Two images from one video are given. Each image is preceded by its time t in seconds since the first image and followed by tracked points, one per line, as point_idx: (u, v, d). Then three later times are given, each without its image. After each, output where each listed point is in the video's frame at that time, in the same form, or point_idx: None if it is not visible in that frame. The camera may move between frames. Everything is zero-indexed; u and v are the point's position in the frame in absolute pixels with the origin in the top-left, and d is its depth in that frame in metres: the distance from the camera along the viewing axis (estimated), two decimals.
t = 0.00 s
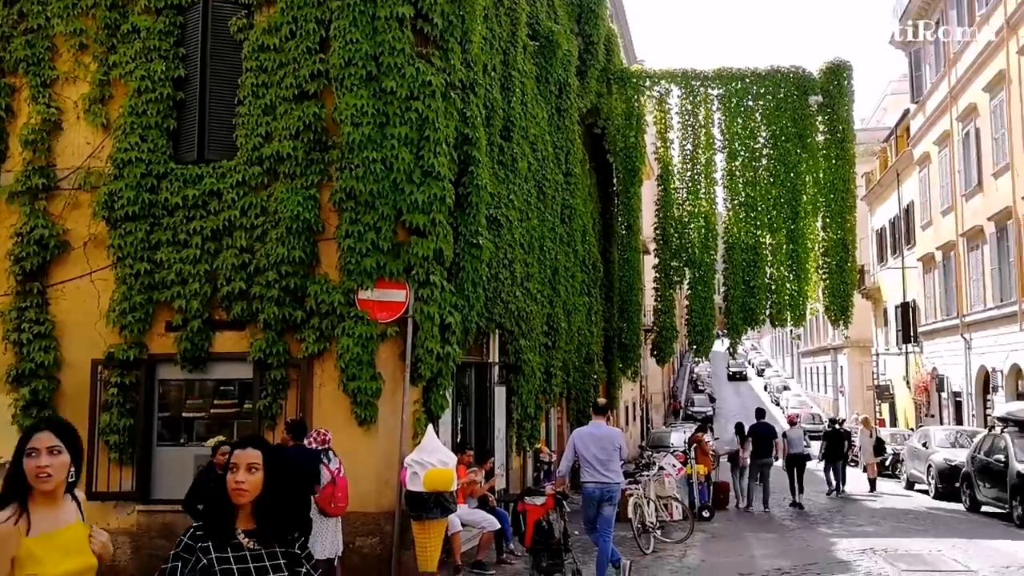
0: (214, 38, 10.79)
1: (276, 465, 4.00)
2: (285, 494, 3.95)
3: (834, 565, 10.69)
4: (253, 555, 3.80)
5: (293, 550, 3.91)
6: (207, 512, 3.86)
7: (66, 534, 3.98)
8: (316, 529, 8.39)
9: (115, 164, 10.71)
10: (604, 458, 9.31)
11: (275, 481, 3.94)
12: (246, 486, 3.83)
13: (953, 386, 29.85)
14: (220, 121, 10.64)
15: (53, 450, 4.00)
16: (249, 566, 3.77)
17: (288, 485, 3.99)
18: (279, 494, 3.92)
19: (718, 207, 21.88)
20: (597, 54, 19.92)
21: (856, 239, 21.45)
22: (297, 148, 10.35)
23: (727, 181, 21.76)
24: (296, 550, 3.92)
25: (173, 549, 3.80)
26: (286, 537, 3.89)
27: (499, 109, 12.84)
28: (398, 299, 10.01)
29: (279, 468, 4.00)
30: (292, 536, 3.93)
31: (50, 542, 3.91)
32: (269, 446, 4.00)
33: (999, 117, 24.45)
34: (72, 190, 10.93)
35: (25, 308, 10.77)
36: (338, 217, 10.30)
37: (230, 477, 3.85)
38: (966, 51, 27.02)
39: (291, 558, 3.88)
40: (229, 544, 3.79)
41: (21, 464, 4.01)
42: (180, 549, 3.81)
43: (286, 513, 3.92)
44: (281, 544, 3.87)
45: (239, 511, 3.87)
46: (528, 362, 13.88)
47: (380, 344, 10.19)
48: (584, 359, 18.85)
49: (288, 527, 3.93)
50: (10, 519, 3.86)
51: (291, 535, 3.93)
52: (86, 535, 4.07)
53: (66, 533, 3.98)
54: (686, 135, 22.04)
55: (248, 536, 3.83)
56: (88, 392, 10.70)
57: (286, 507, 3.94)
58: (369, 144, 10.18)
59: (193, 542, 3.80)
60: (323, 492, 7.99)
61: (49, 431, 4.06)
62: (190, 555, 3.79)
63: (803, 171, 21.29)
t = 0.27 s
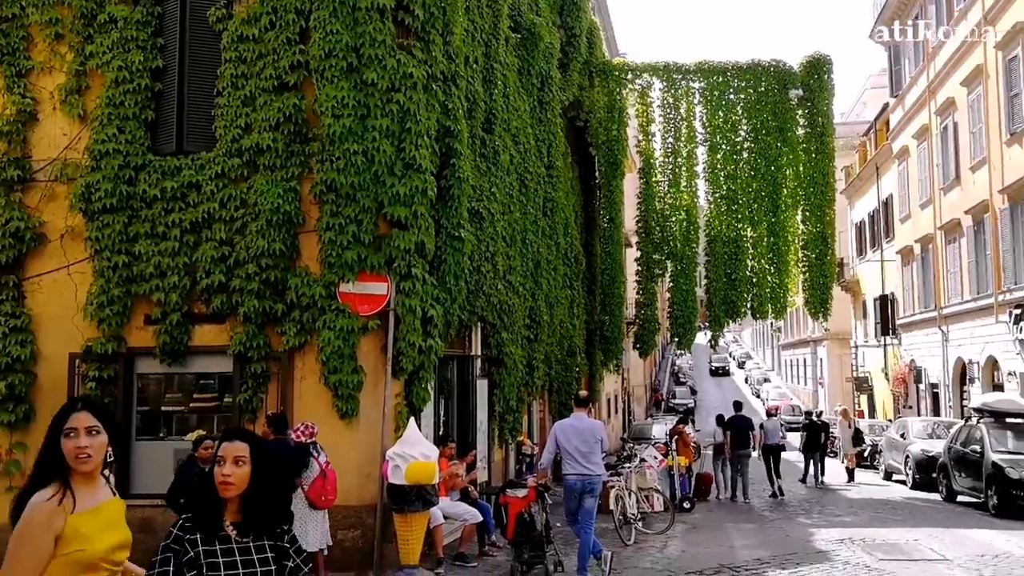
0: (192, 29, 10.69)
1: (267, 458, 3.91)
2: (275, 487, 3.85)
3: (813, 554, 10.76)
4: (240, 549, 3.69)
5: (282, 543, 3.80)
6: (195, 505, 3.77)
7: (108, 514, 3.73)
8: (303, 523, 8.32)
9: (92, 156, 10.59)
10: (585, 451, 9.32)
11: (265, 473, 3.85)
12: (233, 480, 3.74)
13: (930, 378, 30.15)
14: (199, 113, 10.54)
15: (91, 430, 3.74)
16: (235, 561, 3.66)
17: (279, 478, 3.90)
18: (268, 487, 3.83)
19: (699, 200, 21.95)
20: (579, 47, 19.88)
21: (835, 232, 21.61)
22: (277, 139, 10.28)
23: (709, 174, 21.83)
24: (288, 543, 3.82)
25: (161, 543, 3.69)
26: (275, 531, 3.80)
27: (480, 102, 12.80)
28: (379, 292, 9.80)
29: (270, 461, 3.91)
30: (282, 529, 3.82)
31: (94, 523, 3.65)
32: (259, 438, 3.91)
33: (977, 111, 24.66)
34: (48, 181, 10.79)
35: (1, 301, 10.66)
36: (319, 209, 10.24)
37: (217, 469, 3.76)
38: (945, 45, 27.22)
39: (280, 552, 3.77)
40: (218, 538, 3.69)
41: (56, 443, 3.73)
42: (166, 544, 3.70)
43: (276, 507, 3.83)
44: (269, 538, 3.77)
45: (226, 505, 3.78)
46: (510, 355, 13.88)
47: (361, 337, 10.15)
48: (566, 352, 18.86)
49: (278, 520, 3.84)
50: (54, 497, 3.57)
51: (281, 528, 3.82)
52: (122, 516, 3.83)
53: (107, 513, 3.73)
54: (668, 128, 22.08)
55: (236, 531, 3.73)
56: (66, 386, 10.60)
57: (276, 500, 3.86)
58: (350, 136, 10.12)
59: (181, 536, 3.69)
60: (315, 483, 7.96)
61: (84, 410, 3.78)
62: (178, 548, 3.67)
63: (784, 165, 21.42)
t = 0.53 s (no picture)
0: (168, 19, 10.58)
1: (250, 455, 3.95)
2: (257, 484, 3.90)
3: (790, 546, 10.84)
4: (225, 543, 3.69)
5: (264, 537, 3.81)
6: (179, 501, 3.75)
7: (142, 512, 3.73)
8: (290, 516, 8.22)
9: (66, 147, 10.46)
10: (564, 444, 9.33)
11: (249, 469, 3.89)
12: (219, 475, 3.76)
13: (906, 371, 30.46)
14: (175, 104, 10.45)
15: (141, 424, 3.75)
16: (221, 555, 3.65)
17: (261, 475, 3.95)
18: (250, 483, 3.87)
19: (678, 194, 22.01)
20: (559, 41, 19.85)
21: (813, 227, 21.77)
22: (255, 132, 10.19)
23: (688, 168, 21.90)
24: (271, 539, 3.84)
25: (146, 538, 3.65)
26: (258, 525, 3.82)
27: (461, 95, 12.75)
28: (358, 286, 9.87)
29: (252, 457, 3.95)
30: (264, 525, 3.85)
31: (127, 522, 3.64)
32: (242, 436, 3.95)
33: (952, 107, 24.89)
34: (21, 173, 10.65)
35: None
36: (297, 202, 10.17)
37: (202, 464, 3.78)
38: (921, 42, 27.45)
39: (263, 547, 3.78)
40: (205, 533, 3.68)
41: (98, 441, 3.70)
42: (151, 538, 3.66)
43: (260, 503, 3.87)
44: (253, 532, 3.79)
45: (211, 500, 3.79)
46: (490, 349, 13.88)
47: (340, 331, 10.11)
48: (546, 346, 18.87)
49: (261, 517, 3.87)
50: (91, 493, 3.57)
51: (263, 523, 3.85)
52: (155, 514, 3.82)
53: (141, 511, 3.72)
54: (647, 123, 22.12)
55: (221, 524, 3.74)
56: (40, 380, 10.47)
57: (258, 496, 3.89)
58: (329, 129, 10.06)
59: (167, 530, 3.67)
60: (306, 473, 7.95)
61: (133, 404, 3.78)
62: (165, 543, 3.64)
63: (762, 160, 21.53)
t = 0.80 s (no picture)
0: (146, 9, 10.47)
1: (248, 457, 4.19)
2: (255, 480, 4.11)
3: (768, 538, 10.92)
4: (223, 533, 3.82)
5: (259, 531, 3.93)
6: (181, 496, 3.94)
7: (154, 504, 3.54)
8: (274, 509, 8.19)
9: (41, 138, 10.33)
10: (545, 437, 9.35)
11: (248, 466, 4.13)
12: (223, 466, 4.05)
13: (883, 365, 30.75)
14: (153, 95, 10.34)
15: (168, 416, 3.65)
16: (217, 546, 3.78)
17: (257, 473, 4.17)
18: (250, 479, 4.10)
19: (659, 189, 22.07)
20: (541, 35, 19.80)
21: (791, 222, 21.91)
22: (234, 123, 10.11)
23: (669, 163, 21.95)
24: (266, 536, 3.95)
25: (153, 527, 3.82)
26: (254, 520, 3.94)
27: (441, 88, 12.70)
28: (338, 279, 9.92)
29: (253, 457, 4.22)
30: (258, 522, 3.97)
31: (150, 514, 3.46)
32: (245, 436, 4.29)
33: (930, 103, 25.08)
34: None
35: None
36: (277, 195, 10.10)
37: (207, 456, 4.10)
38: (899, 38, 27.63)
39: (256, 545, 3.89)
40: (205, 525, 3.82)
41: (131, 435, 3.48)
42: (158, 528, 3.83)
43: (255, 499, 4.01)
44: (248, 527, 3.90)
45: (213, 494, 4.00)
46: (471, 343, 13.86)
47: (320, 324, 10.05)
48: (527, 340, 18.90)
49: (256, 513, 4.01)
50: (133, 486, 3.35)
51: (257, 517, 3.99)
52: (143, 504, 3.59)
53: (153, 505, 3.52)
54: (628, 118, 22.14)
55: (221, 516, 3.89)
56: (15, 374, 10.35)
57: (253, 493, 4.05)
58: (308, 121, 9.99)
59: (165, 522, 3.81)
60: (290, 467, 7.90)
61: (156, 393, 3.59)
62: (171, 532, 3.81)
63: (742, 156, 21.64)
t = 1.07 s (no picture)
0: None
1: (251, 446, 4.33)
2: (257, 472, 4.28)
3: (753, 527, 10.97)
4: (220, 534, 4.16)
5: (259, 529, 4.24)
6: (185, 489, 4.23)
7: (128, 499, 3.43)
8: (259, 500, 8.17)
9: (22, 129, 10.24)
10: (532, 428, 9.35)
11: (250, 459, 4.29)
12: (224, 464, 4.18)
13: (867, 355, 30.94)
14: (135, 85, 10.26)
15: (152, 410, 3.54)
16: (216, 545, 4.14)
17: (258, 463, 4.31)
18: (252, 472, 4.27)
19: (645, 180, 22.09)
20: (527, 25, 19.71)
21: (776, 213, 21.98)
22: (217, 114, 10.03)
23: (655, 154, 21.96)
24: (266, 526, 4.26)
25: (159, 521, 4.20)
26: (255, 516, 4.24)
27: (427, 78, 12.63)
28: (323, 270, 9.84)
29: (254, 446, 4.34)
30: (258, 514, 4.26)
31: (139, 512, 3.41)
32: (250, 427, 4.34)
33: (914, 95, 25.17)
34: None
35: None
36: (261, 186, 10.03)
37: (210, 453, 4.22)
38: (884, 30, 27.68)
39: (255, 542, 4.23)
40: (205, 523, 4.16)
41: (159, 452, 3.37)
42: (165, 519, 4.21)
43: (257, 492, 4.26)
44: (249, 525, 4.22)
45: (216, 489, 4.23)
46: (458, 334, 13.85)
47: (306, 316, 10.00)
48: (514, 331, 18.90)
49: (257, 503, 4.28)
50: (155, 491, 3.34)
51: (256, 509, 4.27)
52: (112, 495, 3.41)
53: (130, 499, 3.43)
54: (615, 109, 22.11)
55: (222, 515, 4.19)
56: None
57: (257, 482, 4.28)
58: (293, 111, 9.91)
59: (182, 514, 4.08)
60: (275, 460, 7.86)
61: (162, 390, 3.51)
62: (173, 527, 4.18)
63: (728, 147, 21.68)
